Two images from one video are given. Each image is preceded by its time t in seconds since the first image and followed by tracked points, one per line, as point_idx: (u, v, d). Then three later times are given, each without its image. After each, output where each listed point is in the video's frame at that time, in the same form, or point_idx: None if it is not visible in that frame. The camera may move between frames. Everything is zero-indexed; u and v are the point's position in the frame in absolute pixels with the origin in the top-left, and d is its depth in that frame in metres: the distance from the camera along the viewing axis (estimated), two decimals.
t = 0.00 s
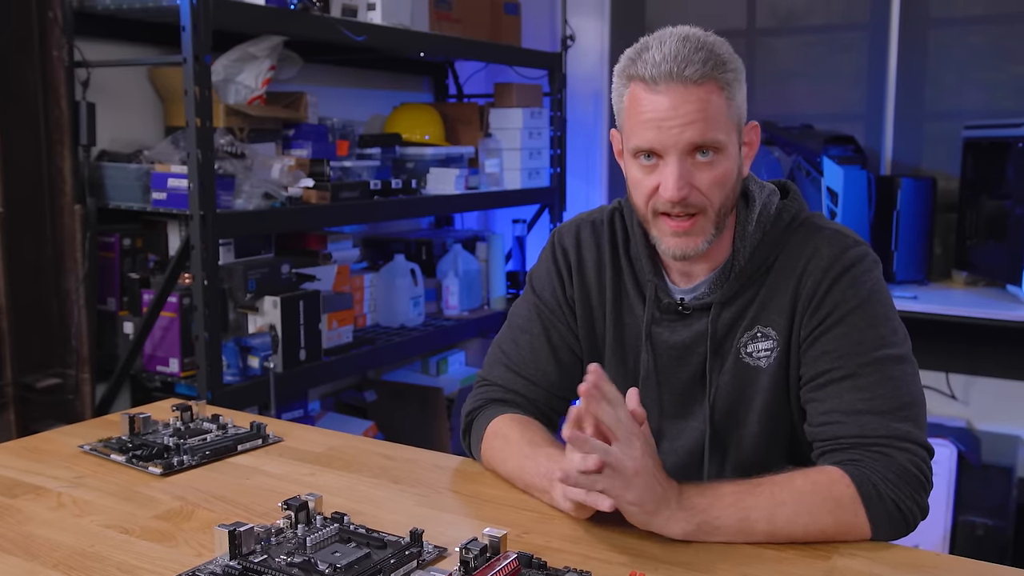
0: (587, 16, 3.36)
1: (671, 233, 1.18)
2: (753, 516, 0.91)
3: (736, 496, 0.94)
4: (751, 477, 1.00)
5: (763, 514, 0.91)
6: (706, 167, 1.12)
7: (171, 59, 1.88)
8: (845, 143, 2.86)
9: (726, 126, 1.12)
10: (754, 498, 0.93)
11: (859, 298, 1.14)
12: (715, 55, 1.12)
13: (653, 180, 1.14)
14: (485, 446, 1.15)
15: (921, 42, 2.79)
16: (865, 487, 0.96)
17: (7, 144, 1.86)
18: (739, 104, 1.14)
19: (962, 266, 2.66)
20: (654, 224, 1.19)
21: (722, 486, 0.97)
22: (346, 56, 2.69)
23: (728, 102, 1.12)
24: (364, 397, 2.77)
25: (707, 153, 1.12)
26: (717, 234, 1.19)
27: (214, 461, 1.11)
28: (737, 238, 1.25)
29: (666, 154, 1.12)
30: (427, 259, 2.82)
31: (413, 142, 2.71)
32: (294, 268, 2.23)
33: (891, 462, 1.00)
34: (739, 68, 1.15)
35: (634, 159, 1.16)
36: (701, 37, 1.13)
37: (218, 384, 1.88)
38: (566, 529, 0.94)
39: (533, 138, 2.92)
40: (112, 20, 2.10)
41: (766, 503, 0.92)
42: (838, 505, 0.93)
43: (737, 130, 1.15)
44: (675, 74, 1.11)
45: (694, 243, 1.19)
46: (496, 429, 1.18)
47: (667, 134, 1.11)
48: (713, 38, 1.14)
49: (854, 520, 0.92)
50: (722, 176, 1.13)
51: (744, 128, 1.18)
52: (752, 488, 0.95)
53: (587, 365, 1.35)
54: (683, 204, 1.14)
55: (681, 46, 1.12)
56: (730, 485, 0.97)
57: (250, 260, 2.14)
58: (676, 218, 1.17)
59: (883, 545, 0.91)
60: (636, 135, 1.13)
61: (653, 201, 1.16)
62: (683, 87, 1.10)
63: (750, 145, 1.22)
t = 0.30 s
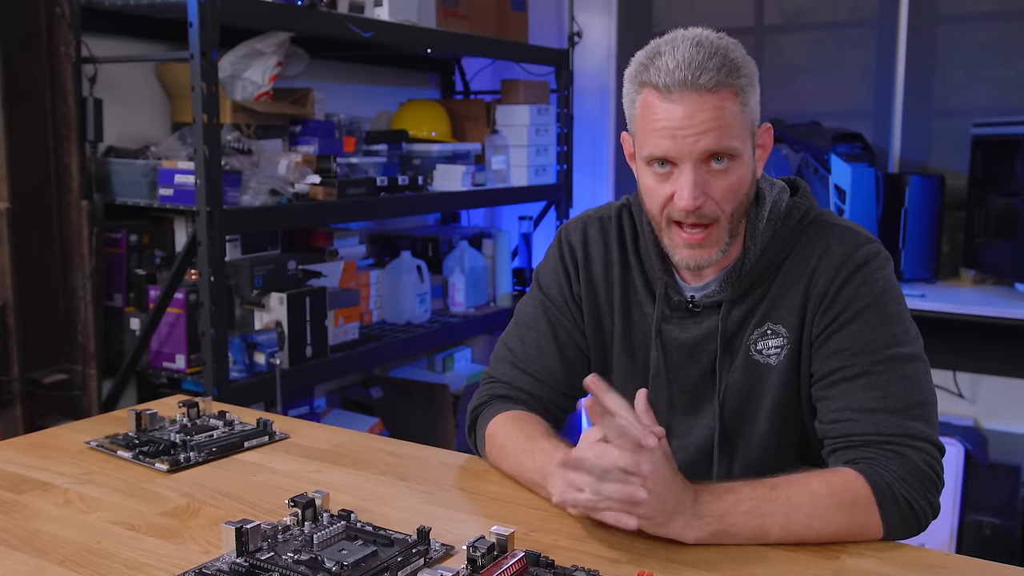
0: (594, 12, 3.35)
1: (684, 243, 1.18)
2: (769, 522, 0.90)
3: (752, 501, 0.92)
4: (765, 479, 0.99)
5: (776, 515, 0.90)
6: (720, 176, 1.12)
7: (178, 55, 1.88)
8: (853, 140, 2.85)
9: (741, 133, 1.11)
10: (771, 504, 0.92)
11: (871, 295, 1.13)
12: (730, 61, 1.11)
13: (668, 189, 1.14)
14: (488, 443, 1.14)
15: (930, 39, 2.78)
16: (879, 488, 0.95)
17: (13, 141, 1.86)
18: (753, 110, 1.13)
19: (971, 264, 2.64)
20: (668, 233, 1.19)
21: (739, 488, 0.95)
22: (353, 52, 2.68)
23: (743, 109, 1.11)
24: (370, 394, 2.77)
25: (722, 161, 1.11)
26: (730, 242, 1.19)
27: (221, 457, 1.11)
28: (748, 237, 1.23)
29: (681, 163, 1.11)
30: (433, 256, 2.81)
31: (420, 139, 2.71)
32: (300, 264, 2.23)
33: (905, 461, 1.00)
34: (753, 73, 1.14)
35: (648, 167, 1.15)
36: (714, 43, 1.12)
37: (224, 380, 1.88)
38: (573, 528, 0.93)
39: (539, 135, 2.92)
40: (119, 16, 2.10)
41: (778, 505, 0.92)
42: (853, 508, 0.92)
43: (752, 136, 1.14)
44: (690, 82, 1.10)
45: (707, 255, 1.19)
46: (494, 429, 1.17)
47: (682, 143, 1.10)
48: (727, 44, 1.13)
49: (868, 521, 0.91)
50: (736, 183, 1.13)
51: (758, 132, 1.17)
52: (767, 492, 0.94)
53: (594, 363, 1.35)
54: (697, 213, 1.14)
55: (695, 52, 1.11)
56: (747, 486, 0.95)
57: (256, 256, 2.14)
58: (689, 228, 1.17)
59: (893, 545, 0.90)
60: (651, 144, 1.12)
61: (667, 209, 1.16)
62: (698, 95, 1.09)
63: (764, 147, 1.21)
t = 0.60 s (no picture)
0: (597, 7, 3.34)
1: (687, 235, 1.18)
2: (772, 522, 0.89)
3: (756, 502, 0.91)
4: (769, 477, 0.98)
5: (780, 513, 0.90)
6: (721, 167, 1.11)
7: (179, 50, 1.87)
8: (856, 135, 2.84)
9: (742, 125, 1.11)
10: (774, 505, 0.91)
11: (875, 292, 1.12)
12: (730, 51, 1.10)
13: (669, 181, 1.13)
14: (489, 440, 1.14)
15: (933, 34, 2.77)
16: (882, 486, 0.95)
17: (15, 137, 1.86)
18: (754, 101, 1.13)
19: (974, 260, 2.63)
20: (671, 226, 1.18)
21: (742, 490, 0.94)
22: (354, 48, 2.68)
23: (743, 100, 1.11)
24: (372, 390, 2.78)
25: (723, 152, 1.11)
26: (733, 233, 1.18)
27: (222, 454, 1.10)
28: (750, 233, 1.23)
29: (682, 155, 1.11)
30: (435, 252, 2.82)
31: (422, 135, 2.70)
32: (302, 260, 2.23)
33: (909, 458, 0.99)
34: (754, 64, 1.13)
35: (648, 160, 1.15)
36: (714, 34, 1.12)
37: (226, 376, 1.88)
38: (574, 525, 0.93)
39: (542, 130, 2.91)
40: (119, 11, 2.10)
41: (781, 504, 0.91)
42: (858, 507, 0.92)
43: (753, 128, 1.14)
44: (690, 72, 1.09)
45: (710, 244, 1.18)
46: (495, 427, 1.17)
47: (682, 134, 1.09)
48: (726, 35, 1.13)
49: (872, 519, 0.91)
50: (737, 175, 1.12)
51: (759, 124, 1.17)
52: (772, 492, 0.93)
53: (597, 359, 1.34)
54: (699, 205, 1.13)
55: (695, 43, 1.11)
56: (749, 485, 0.95)
57: (258, 252, 2.14)
58: (692, 220, 1.16)
59: (896, 543, 0.90)
60: (651, 136, 1.12)
61: (668, 202, 1.15)
62: (697, 85, 1.09)
63: (766, 139, 1.20)
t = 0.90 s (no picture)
0: (592, 9, 3.35)
1: (678, 231, 1.17)
2: (756, 514, 0.91)
3: (742, 495, 0.93)
4: (757, 471, 0.99)
5: (768, 508, 0.91)
6: (710, 164, 1.12)
7: (174, 52, 1.87)
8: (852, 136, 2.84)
9: (730, 123, 1.11)
10: (760, 497, 0.92)
11: (864, 293, 1.13)
12: (717, 51, 1.11)
13: (658, 178, 1.14)
14: (483, 440, 1.15)
15: (928, 35, 2.77)
16: (870, 483, 0.96)
17: (10, 140, 1.86)
18: (742, 100, 1.13)
19: (969, 261, 2.64)
20: (661, 222, 1.19)
21: (728, 483, 0.95)
22: (350, 50, 2.68)
23: (730, 98, 1.11)
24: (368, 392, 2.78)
25: (711, 150, 1.11)
26: (724, 229, 1.19)
27: (217, 456, 1.10)
28: (740, 231, 1.23)
29: (670, 152, 1.11)
30: (431, 253, 2.80)
31: (418, 136, 2.70)
32: (297, 262, 2.23)
33: (896, 457, 1.00)
34: (741, 63, 1.14)
35: (638, 158, 1.15)
36: (701, 33, 1.12)
37: (221, 378, 1.88)
38: (570, 525, 0.93)
39: (537, 132, 2.91)
40: (114, 13, 2.09)
41: (769, 497, 0.92)
42: (844, 501, 0.92)
43: (741, 126, 1.14)
44: (677, 72, 1.10)
45: (702, 239, 1.18)
46: (490, 427, 1.17)
47: (671, 133, 1.10)
48: (714, 34, 1.13)
49: (860, 516, 0.92)
50: (726, 172, 1.13)
51: (748, 122, 1.17)
52: (759, 485, 0.94)
53: (588, 358, 1.34)
54: (688, 202, 1.13)
55: (682, 42, 1.11)
56: (736, 479, 0.96)
57: (253, 254, 2.15)
58: (682, 216, 1.16)
59: (890, 542, 0.90)
60: (640, 134, 1.12)
61: (658, 199, 1.15)
62: (685, 85, 1.09)
63: (755, 138, 1.21)
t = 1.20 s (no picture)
0: (591, 9, 3.35)
1: (670, 228, 1.18)
2: (752, 513, 0.91)
3: (737, 493, 0.93)
4: (752, 469, 0.99)
5: (763, 507, 0.91)
6: (701, 162, 1.12)
7: (173, 53, 1.87)
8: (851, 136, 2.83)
9: (721, 120, 1.11)
10: (755, 495, 0.92)
11: (862, 293, 1.13)
12: (706, 49, 1.11)
13: (651, 176, 1.14)
14: (482, 441, 1.15)
15: (927, 35, 2.78)
16: (866, 482, 0.96)
17: (10, 141, 1.86)
18: (733, 97, 1.13)
19: (968, 261, 2.64)
20: (654, 220, 1.19)
21: (723, 481, 0.95)
22: (349, 50, 2.68)
23: (721, 96, 1.11)
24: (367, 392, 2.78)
25: (703, 148, 1.11)
26: (718, 227, 1.19)
27: (216, 457, 1.10)
28: (739, 230, 1.24)
29: (662, 151, 1.11)
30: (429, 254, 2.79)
31: (416, 137, 2.71)
32: (296, 263, 2.23)
33: (891, 456, 1.00)
34: (732, 61, 1.13)
35: (631, 157, 1.16)
36: (691, 32, 1.12)
37: (221, 378, 1.88)
38: (568, 525, 0.93)
39: (536, 133, 2.91)
40: (113, 13, 2.09)
41: (764, 496, 0.92)
42: (839, 500, 0.92)
43: (733, 123, 1.14)
44: (667, 71, 1.10)
45: (695, 238, 1.18)
46: (489, 428, 1.17)
47: (661, 131, 1.10)
48: (704, 32, 1.13)
49: (855, 515, 0.92)
50: (719, 169, 1.13)
51: (741, 119, 1.17)
52: (754, 484, 0.94)
53: (588, 358, 1.35)
54: (681, 199, 1.14)
55: (672, 42, 1.11)
56: (730, 478, 0.96)
57: (252, 255, 2.15)
58: (675, 212, 1.16)
59: (888, 542, 0.90)
60: (631, 133, 1.13)
61: (651, 197, 1.16)
62: (674, 84, 1.09)
63: (749, 136, 1.21)
